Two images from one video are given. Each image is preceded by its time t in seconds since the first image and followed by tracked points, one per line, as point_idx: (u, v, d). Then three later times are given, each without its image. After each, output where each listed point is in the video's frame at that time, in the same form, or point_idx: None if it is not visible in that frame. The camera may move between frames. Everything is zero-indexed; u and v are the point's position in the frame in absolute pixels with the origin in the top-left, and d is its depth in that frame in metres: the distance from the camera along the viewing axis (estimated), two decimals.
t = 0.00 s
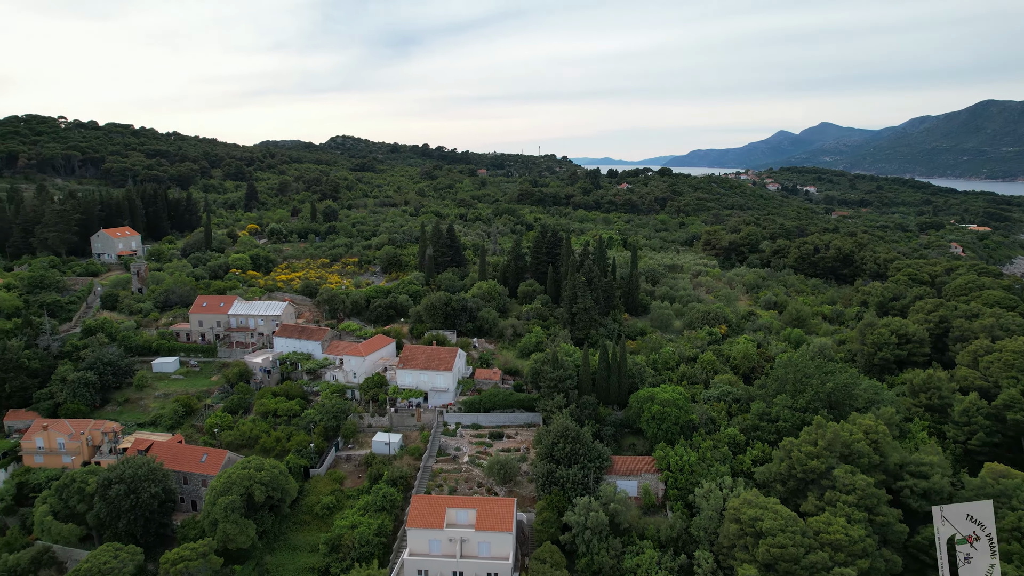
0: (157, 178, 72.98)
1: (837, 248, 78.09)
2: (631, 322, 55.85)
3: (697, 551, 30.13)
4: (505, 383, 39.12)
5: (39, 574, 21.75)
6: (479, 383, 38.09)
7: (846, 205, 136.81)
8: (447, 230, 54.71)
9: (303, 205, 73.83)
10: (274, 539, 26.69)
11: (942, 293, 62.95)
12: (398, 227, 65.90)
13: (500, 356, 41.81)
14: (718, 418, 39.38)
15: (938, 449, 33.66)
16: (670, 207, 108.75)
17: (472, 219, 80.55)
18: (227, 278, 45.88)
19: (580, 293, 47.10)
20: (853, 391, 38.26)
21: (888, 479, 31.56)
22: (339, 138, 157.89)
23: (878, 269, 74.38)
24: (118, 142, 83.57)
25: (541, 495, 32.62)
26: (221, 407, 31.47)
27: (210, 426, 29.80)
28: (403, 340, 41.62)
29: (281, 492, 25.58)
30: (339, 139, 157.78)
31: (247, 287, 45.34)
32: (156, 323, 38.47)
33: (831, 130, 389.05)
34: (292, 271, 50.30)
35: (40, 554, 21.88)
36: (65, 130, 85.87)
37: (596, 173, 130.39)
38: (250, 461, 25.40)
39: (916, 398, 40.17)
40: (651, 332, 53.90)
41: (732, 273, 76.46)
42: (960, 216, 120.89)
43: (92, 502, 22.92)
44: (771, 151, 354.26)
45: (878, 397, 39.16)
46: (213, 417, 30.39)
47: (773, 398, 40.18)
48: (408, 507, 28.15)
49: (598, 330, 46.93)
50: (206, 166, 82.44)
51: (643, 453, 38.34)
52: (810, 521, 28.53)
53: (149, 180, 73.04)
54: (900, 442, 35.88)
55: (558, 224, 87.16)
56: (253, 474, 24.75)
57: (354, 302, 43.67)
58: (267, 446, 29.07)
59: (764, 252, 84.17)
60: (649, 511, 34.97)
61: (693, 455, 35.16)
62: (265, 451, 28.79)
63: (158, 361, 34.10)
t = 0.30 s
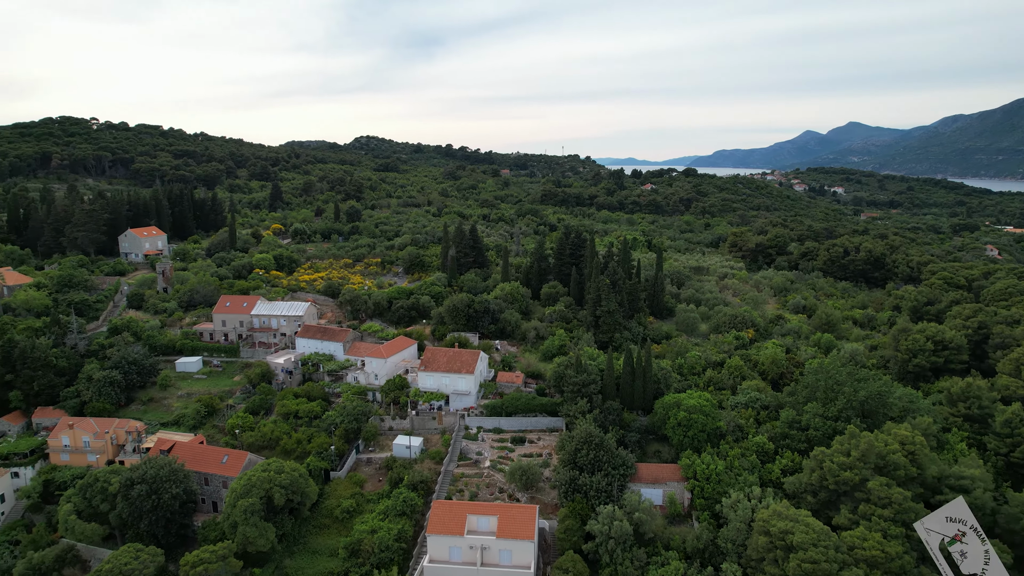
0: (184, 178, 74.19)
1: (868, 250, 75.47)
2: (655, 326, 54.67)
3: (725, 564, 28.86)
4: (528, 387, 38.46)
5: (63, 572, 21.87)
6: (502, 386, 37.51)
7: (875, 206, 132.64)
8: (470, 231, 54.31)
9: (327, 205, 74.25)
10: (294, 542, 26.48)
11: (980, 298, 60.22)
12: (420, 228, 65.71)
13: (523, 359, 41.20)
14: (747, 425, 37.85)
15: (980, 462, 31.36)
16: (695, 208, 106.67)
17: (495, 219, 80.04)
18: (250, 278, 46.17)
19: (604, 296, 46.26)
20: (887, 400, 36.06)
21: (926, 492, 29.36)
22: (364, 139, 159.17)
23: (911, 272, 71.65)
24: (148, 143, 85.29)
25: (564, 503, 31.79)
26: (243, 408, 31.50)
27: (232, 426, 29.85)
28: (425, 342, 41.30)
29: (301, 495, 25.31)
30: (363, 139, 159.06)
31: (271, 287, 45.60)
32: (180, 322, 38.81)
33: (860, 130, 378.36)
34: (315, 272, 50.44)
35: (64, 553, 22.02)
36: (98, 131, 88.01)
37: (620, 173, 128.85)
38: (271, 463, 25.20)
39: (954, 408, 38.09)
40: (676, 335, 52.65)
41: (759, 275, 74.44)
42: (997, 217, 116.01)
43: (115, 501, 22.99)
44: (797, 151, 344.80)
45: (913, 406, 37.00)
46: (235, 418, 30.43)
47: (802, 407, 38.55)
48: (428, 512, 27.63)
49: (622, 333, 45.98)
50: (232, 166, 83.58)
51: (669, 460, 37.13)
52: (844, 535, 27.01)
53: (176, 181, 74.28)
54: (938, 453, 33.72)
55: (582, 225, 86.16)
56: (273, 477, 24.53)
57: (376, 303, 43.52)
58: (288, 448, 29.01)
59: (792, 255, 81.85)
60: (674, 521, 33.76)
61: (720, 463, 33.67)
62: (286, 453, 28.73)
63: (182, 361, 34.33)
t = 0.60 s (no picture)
0: (213, 178, 75.49)
1: (902, 253, 72.51)
2: (682, 330, 53.38)
3: None
4: (552, 391, 37.79)
5: (89, 570, 22.00)
6: (526, 390, 36.95)
7: (907, 207, 127.96)
8: (494, 232, 53.87)
9: (353, 205, 74.69)
10: (315, 546, 26.26)
11: None
12: (445, 229, 65.48)
13: (547, 363, 40.56)
14: (778, 434, 36.27)
15: None
16: (723, 209, 104.40)
17: (520, 220, 79.46)
18: (276, 278, 46.50)
19: (631, 298, 45.35)
20: (926, 410, 33.66)
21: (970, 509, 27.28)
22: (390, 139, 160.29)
23: (950, 276, 68.62)
24: (178, 144, 86.99)
25: (589, 511, 30.92)
26: (267, 408, 31.56)
27: (256, 427, 29.92)
28: (449, 344, 40.96)
29: (323, 498, 25.04)
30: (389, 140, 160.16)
31: (296, 287, 45.85)
32: (206, 322, 39.20)
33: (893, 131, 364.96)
34: (340, 272, 50.59)
35: (90, 551, 22.13)
36: (131, 132, 90.16)
37: (646, 173, 127.03)
38: (292, 466, 25.03)
39: (998, 418, 36.05)
40: (705, 340, 51.25)
41: (790, 278, 72.20)
42: None
43: (139, 501, 23.08)
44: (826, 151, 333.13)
45: (954, 416, 34.83)
46: (258, 419, 30.50)
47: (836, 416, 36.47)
48: (451, 518, 27.11)
49: (649, 337, 44.96)
50: (260, 166, 84.75)
51: (697, 469, 35.89)
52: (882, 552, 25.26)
53: (205, 181, 75.60)
54: (982, 467, 31.59)
55: (608, 226, 85.01)
56: (295, 479, 24.35)
57: (401, 304, 43.34)
58: (311, 450, 28.96)
59: (823, 257, 79.08)
60: (702, 532, 32.51)
61: (750, 473, 32.22)
62: (309, 455, 28.69)
63: (207, 360, 34.59)
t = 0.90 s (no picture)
0: (241, 178, 76.73)
1: (940, 255, 69.36)
2: (710, 334, 51.98)
3: None
4: (577, 395, 37.06)
5: (114, 568, 22.22)
6: (550, 394, 36.34)
7: (942, 208, 123.03)
8: (519, 233, 53.38)
9: (378, 205, 74.98)
10: (337, 550, 26.04)
11: None
12: (470, 229, 65.13)
13: (572, 366, 39.86)
14: (811, 443, 34.38)
15: None
16: (752, 209, 101.90)
17: (545, 221, 78.72)
18: (301, 278, 46.75)
19: (658, 301, 44.35)
20: (970, 421, 31.46)
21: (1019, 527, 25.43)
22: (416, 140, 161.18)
23: (992, 280, 65.39)
24: (208, 145, 88.58)
25: (614, 520, 29.99)
26: (290, 409, 31.60)
27: (279, 428, 29.98)
28: (473, 346, 40.58)
29: (345, 502, 24.79)
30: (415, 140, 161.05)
31: (321, 287, 46.05)
32: (231, 321, 39.57)
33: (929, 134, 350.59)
34: (365, 272, 50.65)
35: (117, 549, 22.25)
36: (163, 133, 92.07)
37: (673, 173, 124.85)
38: (315, 468, 24.86)
39: None
40: (734, 344, 49.41)
41: (821, 281, 69.78)
42: None
43: (163, 501, 23.15)
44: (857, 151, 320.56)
45: (1001, 427, 32.54)
46: (282, 420, 30.53)
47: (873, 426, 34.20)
48: (474, 524, 26.62)
49: (678, 341, 43.84)
50: (288, 167, 85.78)
51: (726, 478, 34.45)
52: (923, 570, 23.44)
53: (234, 181, 76.77)
54: None
55: (634, 227, 83.74)
56: (317, 482, 24.16)
57: (425, 305, 43.07)
58: (335, 452, 28.86)
59: (855, 260, 75.25)
60: (731, 544, 31.08)
61: (782, 484, 30.79)
62: (332, 457, 28.58)
63: (233, 360, 34.87)
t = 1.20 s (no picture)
0: (268, 178, 77.80)
1: (979, 258, 66.12)
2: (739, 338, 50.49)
3: None
4: (603, 400, 36.25)
5: (139, 567, 22.37)
6: (575, 398, 35.62)
7: (980, 209, 117.93)
8: (545, 234, 52.76)
9: (403, 205, 75.16)
10: (358, 554, 25.77)
11: None
12: (495, 230, 64.67)
13: (598, 370, 39.06)
14: (845, 452, 32.56)
15: None
16: (781, 210, 99.26)
17: (571, 221, 77.88)
18: (326, 278, 46.95)
19: (686, 305, 43.20)
20: (1016, 434, 29.51)
21: None
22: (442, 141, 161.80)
23: None
24: (237, 146, 89.98)
25: (640, 529, 28.92)
26: (313, 410, 31.59)
27: (302, 429, 29.98)
28: (497, 348, 40.07)
29: (367, 505, 24.49)
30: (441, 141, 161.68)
31: (345, 287, 46.15)
32: (256, 321, 39.83)
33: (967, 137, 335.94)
34: (389, 273, 50.62)
35: (140, 548, 22.45)
36: (193, 134, 93.89)
37: (700, 173, 122.54)
38: (337, 472, 24.65)
39: None
40: (764, 349, 47.46)
41: (854, 284, 67.22)
42: None
43: (187, 501, 23.22)
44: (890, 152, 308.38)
45: None
46: (305, 421, 30.53)
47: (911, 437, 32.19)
48: (497, 530, 26.05)
49: (706, 345, 42.64)
50: (314, 167, 86.65)
51: (756, 488, 33.05)
52: None
53: (261, 181, 77.83)
54: None
55: (661, 228, 82.33)
56: (339, 486, 23.92)
57: (448, 306, 42.72)
58: (357, 454, 28.69)
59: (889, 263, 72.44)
60: (761, 556, 29.62)
61: (815, 495, 29.18)
62: (354, 460, 28.42)
63: (257, 360, 35.05)
